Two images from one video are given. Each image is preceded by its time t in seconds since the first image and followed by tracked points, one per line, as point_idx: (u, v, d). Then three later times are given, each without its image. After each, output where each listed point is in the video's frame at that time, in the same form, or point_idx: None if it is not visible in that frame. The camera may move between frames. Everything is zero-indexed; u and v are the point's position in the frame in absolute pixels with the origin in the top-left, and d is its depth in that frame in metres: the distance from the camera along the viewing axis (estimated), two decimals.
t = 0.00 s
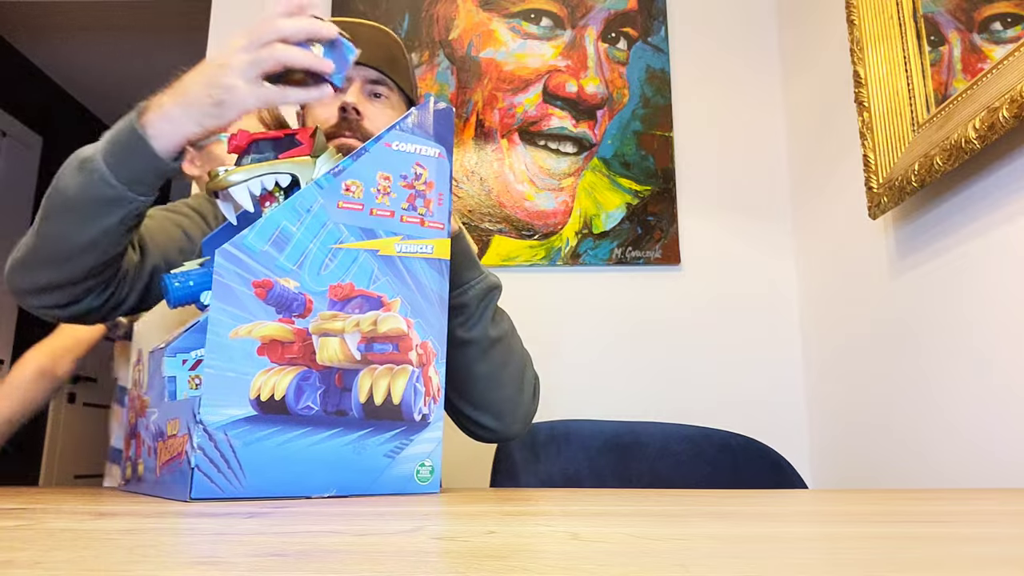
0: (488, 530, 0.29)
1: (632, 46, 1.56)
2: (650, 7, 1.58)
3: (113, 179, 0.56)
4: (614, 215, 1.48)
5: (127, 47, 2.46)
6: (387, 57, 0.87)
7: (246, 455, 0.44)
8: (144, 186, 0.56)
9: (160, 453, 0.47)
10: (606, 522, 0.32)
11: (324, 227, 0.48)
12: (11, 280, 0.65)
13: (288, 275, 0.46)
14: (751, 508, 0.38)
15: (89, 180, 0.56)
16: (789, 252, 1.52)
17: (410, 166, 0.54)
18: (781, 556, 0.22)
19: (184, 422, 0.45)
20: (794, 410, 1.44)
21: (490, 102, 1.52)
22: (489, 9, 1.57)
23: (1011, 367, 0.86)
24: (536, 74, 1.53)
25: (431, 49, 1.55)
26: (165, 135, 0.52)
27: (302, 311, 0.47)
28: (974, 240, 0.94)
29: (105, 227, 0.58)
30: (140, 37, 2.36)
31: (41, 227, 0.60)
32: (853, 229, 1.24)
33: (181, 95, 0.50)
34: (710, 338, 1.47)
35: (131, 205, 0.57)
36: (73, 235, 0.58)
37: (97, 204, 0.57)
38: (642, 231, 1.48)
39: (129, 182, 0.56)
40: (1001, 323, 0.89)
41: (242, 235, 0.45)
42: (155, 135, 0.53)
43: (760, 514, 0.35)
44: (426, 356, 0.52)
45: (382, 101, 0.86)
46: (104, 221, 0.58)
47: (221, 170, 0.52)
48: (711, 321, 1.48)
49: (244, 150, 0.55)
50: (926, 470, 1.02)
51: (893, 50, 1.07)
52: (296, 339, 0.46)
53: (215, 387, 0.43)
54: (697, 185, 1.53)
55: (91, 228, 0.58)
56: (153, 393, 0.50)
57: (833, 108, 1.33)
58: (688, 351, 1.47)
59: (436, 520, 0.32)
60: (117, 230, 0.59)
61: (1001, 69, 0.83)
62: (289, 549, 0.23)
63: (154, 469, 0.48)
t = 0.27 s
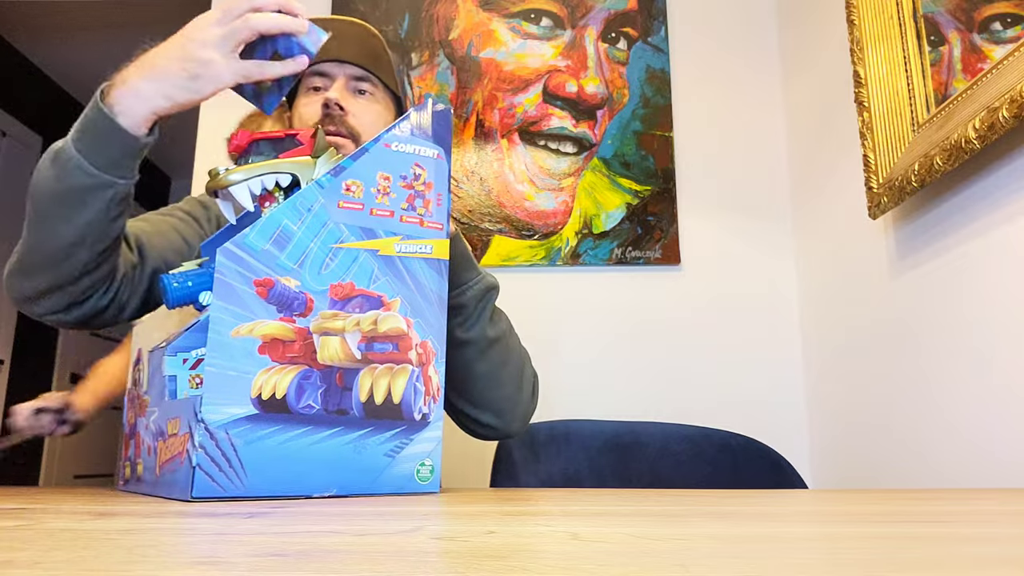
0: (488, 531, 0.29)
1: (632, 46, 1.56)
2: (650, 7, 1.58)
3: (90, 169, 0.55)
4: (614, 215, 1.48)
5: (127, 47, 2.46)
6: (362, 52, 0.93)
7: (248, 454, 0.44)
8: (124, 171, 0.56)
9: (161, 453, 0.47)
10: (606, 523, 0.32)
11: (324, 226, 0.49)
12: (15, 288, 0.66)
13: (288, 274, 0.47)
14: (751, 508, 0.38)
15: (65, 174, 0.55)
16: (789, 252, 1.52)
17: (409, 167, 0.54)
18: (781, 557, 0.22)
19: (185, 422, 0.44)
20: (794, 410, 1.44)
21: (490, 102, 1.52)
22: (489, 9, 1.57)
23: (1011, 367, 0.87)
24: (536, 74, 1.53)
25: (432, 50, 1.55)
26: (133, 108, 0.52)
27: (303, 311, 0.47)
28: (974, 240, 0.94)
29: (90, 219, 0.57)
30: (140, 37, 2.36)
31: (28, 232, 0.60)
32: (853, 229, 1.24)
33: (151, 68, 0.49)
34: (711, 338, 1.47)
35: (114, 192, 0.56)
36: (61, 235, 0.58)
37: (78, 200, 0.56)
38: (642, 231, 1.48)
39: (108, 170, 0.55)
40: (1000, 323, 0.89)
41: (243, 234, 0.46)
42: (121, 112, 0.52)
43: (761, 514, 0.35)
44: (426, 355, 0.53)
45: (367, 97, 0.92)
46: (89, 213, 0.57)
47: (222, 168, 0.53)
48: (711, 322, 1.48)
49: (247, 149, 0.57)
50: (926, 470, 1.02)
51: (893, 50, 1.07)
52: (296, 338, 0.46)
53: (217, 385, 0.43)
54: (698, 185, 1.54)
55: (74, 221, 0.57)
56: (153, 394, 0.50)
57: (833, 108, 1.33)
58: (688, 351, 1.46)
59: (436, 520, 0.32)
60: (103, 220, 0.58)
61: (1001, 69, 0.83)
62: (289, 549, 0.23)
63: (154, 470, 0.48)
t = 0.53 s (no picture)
0: (488, 531, 0.29)
1: (632, 46, 1.56)
2: (650, 7, 1.58)
3: (64, 156, 0.54)
4: (614, 216, 1.48)
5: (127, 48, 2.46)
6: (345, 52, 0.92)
7: (251, 450, 0.44)
8: (99, 154, 0.55)
9: (163, 449, 0.47)
10: (607, 523, 0.32)
11: (328, 225, 0.49)
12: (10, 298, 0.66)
13: (293, 271, 0.47)
14: (751, 508, 0.38)
15: (43, 164, 0.54)
16: (789, 252, 1.52)
17: (413, 168, 0.54)
18: (780, 557, 0.22)
19: (189, 417, 0.45)
20: (794, 410, 1.45)
21: (491, 102, 1.52)
22: (489, 9, 1.57)
23: (1011, 367, 0.86)
24: (536, 74, 1.53)
25: (432, 50, 1.55)
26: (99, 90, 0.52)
27: (307, 308, 0.47)
28: (974, 240, 0.94)
29: (70, 209, 0.56)
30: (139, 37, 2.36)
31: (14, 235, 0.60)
32: (853, 229, 1.24)
33: (114, 46, 0.50)
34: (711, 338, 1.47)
35: (91, 177, 0.55)
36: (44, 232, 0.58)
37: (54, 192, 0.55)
38: (642, 231, 1.48)
39: (84, 155, 0.54)
40: (1000, 323, 0.89)
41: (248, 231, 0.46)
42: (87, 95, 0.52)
43: (761, 514, 0.35)
44: (428, 356, 0.52)
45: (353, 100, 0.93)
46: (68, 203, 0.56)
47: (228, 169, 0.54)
48: (711, 322, 1.48)
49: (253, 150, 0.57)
50: (926, 470, 1.02)
51: (893, 50, 1.07)
52: (300, 336, 0.47)
53: (220, 380, 0.43)
54: (698, 185, 1.54)
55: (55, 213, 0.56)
56: (155, 391, 0.50)
57: (834, 108, 1.33)
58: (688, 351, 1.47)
59: (436, 520, 0.32)
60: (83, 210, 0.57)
61: (1002, 69, 0.83)
62: (289, 549, 0.23)
63: (156, 467, 0.48)
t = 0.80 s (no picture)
0: (489, 530, 0.29)
1: (632, 46, 1.56)
2: (650, 7, 1.58)
3: (33, 157, 0.54)
4: (614, 215, 1.48)
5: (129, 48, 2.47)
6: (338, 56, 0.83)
7: (297, 447, 0.45)
8: (68, 155, 0.54)
9: (192, 449, 0.47)
10: (607, 523, 0.32)
11: (365, 228, 0.50)
12: None
13: (333, 273, 0.48)
14: (751, 508, 0.38)
15: (12, 171, 0.54)
16: (789, 252, 1.52)
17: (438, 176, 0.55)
18: (780, 557, 0.22)
19: (230, 415, 0.45)
20: (794, 410, 1.44)
21: (491, 102, 1.52)
22: (490, 9, 1.57)
23: (1011, 367, 0.87)
24: (536, 74, 1.53)
25: (432, 50, 1.55)
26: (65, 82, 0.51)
27: (346, 309, 0.48)
28: (975, 240, 0.94)
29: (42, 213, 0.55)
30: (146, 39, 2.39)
31: None
32: (853, 229, 1.24)
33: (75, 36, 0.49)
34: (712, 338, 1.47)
35: (62, 178, 0.55)
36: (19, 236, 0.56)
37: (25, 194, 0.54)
38: (641, 231, 1.48)
39: (49, 155, 0.54)
40: (1000, 322, 0.89)
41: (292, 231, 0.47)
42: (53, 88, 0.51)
43: (762, 514, 0.35)
44: (450, 358, 0.53)
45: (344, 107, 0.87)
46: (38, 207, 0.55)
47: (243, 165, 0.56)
48: (711, 322, 1.48)
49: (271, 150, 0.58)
50: (927, 470, 1.02)
51: (893, 50, 1.07)
52: (340, 336, 0.48)
53: (270, 379, 0.44)
54: (698, 185, 1.53)
55: (28, 220, 0.55)
56: (175, 390, 0.49)
57: (833, 108, 1.34)
58: (687, 351, 1.46)
59: (438, 520, 0.32)
60: (57, 214, 0.56)
61: (1001, 69, 0.83)
62: (289, 549, 0.23)
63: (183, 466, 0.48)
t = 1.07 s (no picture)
0: (489, 530, 0.29)
1: (632, 46, 1.56)
2: (650, 7, 1.58)
3: (78, 109, 0.54)
4: (614, 215, 1.48)
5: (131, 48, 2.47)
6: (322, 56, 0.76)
7: (319, 452, 0.45)
8: (113, 113, 0.55)
9: (206, 452, 0.46)
10: (606, 522, 0.32)
11: (378, 233, 0.52)
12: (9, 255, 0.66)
13: (351, 278, 0.50)
14: (751, 508, 0.38)
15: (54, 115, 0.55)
16: (789, 252, 1.52)
17: (440, 182, 0.58)
18: (780, 556, 0.22)
19: (253, 420, 0.44)
20: (794, 410, 1.44)
21: (490, 102, 1.52)
22: (489, 9, 1.57)
23: (1010, 367, 0.87)
24: (536, 74, 1.53)
25: (432, 50, 1.55)
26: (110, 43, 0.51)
27: (363, 314, 0.50)
28: (974, 240, 0.94)
29: (76, 164, 0.57)
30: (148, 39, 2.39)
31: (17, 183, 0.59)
32: (853, 229, 1.24)
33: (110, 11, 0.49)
34: (712, 338, 1.47)
35: (104, 134, 0.55)
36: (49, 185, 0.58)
37: (66, 145, 0.55)
38: (642, 231, 1.48)
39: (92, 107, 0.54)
40: (999, 323, 0.89)
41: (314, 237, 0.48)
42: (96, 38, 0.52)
43: (761, 514, 0.35)
44: (451, 360, 0.56)
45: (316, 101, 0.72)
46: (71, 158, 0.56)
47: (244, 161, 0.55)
48: (711, 322, 1.48)
49: (271, 147, 0.57)
50: (927, 470, 1.02)
51: (893, 50, 1.07)
52: (357, 340, 0.49)
53: (294, 384, 0.45)
54: (698, 185, 1.53)
55: (61, 170, 0.57)
56: (180, 392, 0.49)
57: (833, 108, 1.34)
58: (687, 350, 1.46)
59: (437, 520, 0.32)
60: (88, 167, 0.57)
61: (1001, 69, 0.83)
62: (289, 549, 0.23)
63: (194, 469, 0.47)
